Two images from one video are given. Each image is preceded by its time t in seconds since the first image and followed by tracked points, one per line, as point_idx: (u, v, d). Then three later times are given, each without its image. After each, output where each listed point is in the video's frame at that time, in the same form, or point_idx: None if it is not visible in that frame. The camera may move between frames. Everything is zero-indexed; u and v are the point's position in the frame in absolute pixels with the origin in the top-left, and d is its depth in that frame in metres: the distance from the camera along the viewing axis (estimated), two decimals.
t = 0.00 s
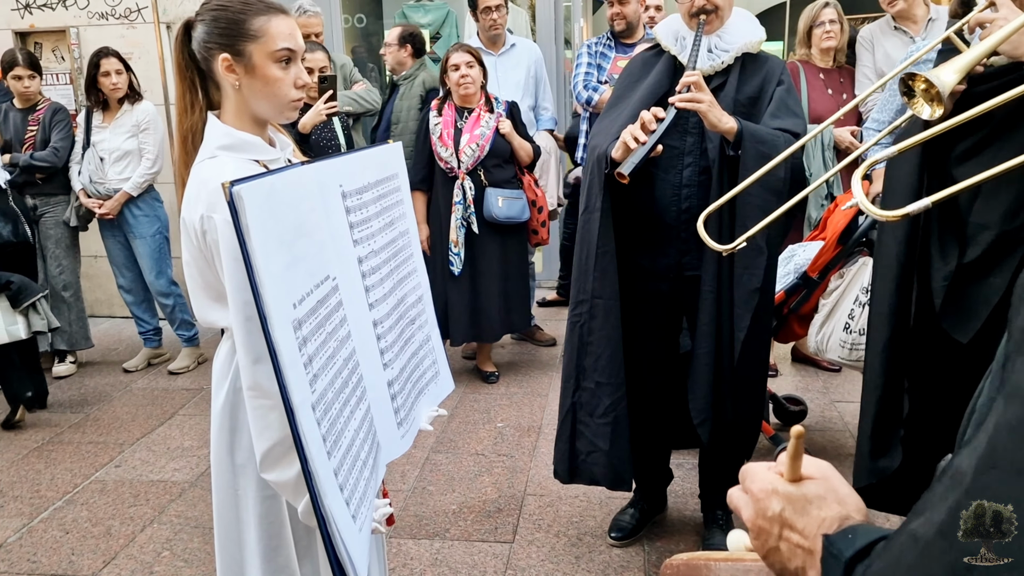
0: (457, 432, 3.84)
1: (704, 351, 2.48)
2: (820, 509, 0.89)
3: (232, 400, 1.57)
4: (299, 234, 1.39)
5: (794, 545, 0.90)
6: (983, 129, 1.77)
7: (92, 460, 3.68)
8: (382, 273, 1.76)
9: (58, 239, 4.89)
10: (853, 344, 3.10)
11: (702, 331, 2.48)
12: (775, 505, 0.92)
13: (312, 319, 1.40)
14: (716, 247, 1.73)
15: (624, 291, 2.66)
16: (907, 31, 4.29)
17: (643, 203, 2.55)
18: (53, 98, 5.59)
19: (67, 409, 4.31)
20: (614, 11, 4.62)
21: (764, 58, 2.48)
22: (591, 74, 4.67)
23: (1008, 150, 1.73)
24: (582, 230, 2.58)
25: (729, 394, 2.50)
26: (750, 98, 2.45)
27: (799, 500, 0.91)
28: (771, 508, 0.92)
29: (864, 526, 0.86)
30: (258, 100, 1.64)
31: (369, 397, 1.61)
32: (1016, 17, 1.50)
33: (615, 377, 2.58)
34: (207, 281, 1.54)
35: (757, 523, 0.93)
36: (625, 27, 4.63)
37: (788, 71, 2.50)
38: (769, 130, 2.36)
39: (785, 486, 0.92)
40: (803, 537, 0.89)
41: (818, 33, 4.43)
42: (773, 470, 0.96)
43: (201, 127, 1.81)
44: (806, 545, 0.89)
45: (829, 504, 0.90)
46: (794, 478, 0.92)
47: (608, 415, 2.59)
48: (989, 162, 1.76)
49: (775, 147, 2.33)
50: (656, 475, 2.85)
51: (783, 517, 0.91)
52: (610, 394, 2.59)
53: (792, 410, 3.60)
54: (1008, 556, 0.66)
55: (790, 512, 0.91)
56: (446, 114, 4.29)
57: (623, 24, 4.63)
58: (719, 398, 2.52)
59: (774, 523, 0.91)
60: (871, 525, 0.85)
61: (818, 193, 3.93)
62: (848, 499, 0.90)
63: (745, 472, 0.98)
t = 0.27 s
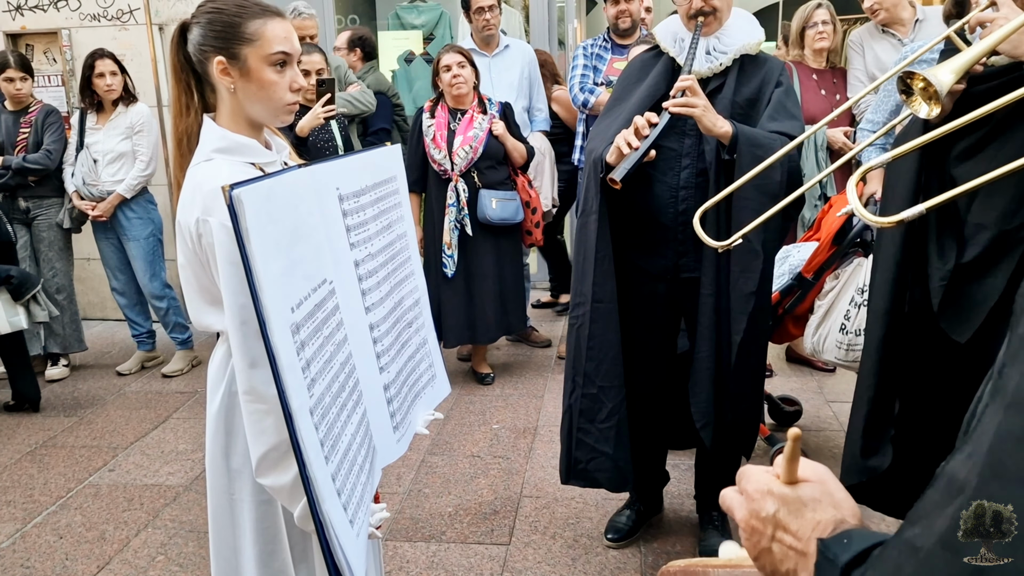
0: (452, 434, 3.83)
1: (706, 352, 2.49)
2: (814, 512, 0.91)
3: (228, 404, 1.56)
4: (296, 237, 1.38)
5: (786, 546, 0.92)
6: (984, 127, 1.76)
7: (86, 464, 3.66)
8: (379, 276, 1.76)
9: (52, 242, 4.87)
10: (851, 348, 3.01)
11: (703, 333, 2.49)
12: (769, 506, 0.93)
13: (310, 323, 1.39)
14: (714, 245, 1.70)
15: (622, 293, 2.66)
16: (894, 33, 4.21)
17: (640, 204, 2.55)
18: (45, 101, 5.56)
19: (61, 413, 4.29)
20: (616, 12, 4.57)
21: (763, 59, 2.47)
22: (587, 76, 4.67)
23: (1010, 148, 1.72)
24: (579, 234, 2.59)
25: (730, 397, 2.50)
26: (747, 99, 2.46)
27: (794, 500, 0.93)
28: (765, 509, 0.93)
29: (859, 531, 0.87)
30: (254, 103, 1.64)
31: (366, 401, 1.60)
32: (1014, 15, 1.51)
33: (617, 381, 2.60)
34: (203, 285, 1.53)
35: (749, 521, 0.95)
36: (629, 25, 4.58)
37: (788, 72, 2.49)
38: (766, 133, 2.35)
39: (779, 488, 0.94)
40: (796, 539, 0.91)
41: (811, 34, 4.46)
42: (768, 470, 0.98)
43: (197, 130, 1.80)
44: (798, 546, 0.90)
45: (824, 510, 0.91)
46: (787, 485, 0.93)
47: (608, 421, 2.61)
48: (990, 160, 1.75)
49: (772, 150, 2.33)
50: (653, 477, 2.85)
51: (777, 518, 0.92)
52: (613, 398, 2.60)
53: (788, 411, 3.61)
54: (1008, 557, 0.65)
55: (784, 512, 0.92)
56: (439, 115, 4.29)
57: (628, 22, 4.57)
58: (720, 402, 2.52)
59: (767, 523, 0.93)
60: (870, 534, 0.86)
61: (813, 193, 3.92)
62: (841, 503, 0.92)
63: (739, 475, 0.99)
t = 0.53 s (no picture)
0: (446, 435, 3.83)
1: (695, 354, 2.50)
2: (826, 538, 0.94)
3: (223, 407, 1.56)
4: (290, 240, 1.38)
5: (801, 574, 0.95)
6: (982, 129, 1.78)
7: (77, 467, 3.64)
8: (374, 278, 1.76)
9: (43, 244, 4.84)
10: (846, 347, 3.08)
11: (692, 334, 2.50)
12: (779, 536, 0.96)
13: (304, 325, 1.39)
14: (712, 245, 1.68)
15: (613, 296, 2.66)
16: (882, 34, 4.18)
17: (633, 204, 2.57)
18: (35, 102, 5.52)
19: (51, 416, 4.26)
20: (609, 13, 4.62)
21: (761, 61, 2.48)
22: (578, 76, 4.67)
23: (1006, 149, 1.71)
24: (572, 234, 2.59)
25: (722, 398, 2.51)
26: (742, 102, 2.47)
27: (803, 528, 0.96)
28: (776, 539, 0.97)
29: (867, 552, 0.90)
30: (248, 106, 1.65)
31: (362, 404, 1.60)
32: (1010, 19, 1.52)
33: (609, 379, 2.61)
34: (197, 288, 1.53)
35: (761, 552, 0.98)
36: (620, 25, 4.61)
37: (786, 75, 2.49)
38: (757, 138, 2.36)
39: (786, 518, 0.97)
40: (811, 567, 0.94)
41: (803, 34, 4.50)
42: (774, 500, 1.01)
43: (192, 132, 1.80)
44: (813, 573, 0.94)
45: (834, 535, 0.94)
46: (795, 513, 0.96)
47: (601, 421, 2.62)
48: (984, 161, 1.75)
49: (762, 155, 2.33)
50: (647, 478, 2.85)
51: (790, 548, 0.96)
52: (606, 398, 2.61)
53: (780, 410, 3.63)
54: (1008, 557, 0.64)
55: (793, 541, 0.96)
56: (430, 116, 4.29)
57: (620, 23, 4.61)
58: (710, 403, 2.53)
59: (780, 553, 0.97)
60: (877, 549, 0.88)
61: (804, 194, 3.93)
62: (850, 525, 0.95)
63: (749, 502, 1.03)
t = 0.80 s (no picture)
0: (435, 437, 3.83)
1: (673, 357, 2.51)
2: (846, 480, 0.97)
3: (214, 411, 1.55)
4: (281, 243, 1.38)
5: (816, 513, 0.98)
6: (968, 131, 1.74)
7: (64, 472, 3.61)
8: (364, 280, 1.76)
9: (27, 247, 4.79)
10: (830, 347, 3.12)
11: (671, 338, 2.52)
12: (802, 471, 0.99)
13: (295, 328, 1.39)
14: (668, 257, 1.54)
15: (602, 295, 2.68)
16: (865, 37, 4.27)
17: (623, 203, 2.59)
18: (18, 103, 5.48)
19: (37, 420, 4.23)
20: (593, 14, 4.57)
21: (753, 65, 2.49)
22: (563, 78, 4.69)
23: (994, 151, 1.68)
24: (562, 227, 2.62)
25: (702, 402, 2.53)
26: (733, 105, 2.48)
27: (827, 466, 0.98)
28: (799, 473, 0.99)
29: (893, 507, 0.93)
30: (239, 108, 1.67)
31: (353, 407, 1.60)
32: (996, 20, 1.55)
33: (595, 379, 2.62)
34: (187, 291, 1.52)
35: (782, 485, 1.01)
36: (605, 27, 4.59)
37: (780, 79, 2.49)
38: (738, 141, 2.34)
39: (814, 453, 0.99)
40: (827, 507, 0.97)
41: (789, 36, 4.53)
42: (803, 432, 1.03)
43: (182, 135, 1.80)
44: (828, 515, 0.97)
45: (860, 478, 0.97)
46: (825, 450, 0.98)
47: (584, 416, 2.62)
48: (971, 163, 1.72)
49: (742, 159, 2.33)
50: (636, 478, 2.87)
51: (808, 484, 0.99)
52: (594, 398, 2.62)
53: (768, 410, 3.65)
54: (1007, 556, 0.75)
55: (815, 478, 0.98)
56: (417, 119, 4.29)
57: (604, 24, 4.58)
58: (690, 404, 2.56)
59: (799, 488, 1.00)
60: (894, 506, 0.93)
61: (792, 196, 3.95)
62: (874, 472, 0.98)
63: (776, 434, 1.05)
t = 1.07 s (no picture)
0: (420, 439, 3.83)
1: (645, 363, 2.51)
2: (797, 410, 0.84)
3: (202, 415, 1.55)
4: (269, 246, 1.38)
5: (757, 441, 0.86)
6: (953, 140, 1.91)
7: (45, 477, 3.58)
8: (351, 284, 1.76)
9: (6, 250, 4.74)
10: (811, 348, 3.21)
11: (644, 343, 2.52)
12: (748, 397, 0.86)
13: (284, 332, 1.39)
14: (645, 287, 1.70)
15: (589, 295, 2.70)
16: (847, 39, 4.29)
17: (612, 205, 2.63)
18: None
19: (17, 425, 4.18)
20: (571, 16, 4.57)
21: (741, 69, 2.51)
22: (543, 80, 4.70)
23: (977, 163, 1.84)
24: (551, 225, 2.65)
25: (680, 407, 2.52)
26: (718, 108, 2.52)
27: (779, 395, 0.85)
28: (744, 399, 0.86)
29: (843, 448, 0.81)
30: (227, 113, 1.68)
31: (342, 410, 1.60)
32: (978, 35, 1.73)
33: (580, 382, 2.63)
34: (174, 295, 1.52)
35: (723, 410, 0.89)
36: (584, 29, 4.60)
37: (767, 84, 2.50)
38: (720, 144, 2.38)
39: (762, 378, 0.87)
40: (770, 438, 0.85)
41: (772, 39, 4.58)
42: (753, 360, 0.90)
43: (171, 138, 1.79)
44: (772, 449, 0.84)
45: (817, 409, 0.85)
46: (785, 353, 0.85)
47: (558, 412, 2.65)
48: (955, 172, 1.88)
49: (720, 162, 2.35)
50: (621, 479, 2.88)
51: (753, 411, 0.86)
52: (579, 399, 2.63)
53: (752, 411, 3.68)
54: (1006, 556, 0.62)
55: (761, 405, 0.85)
56: (401, 120, 4.29)
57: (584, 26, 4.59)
58: (664, 408, 2.56)
59: (742, 415, 0.87)
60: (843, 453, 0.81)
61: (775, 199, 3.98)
62: (823, 405, 0.86)
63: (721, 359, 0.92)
